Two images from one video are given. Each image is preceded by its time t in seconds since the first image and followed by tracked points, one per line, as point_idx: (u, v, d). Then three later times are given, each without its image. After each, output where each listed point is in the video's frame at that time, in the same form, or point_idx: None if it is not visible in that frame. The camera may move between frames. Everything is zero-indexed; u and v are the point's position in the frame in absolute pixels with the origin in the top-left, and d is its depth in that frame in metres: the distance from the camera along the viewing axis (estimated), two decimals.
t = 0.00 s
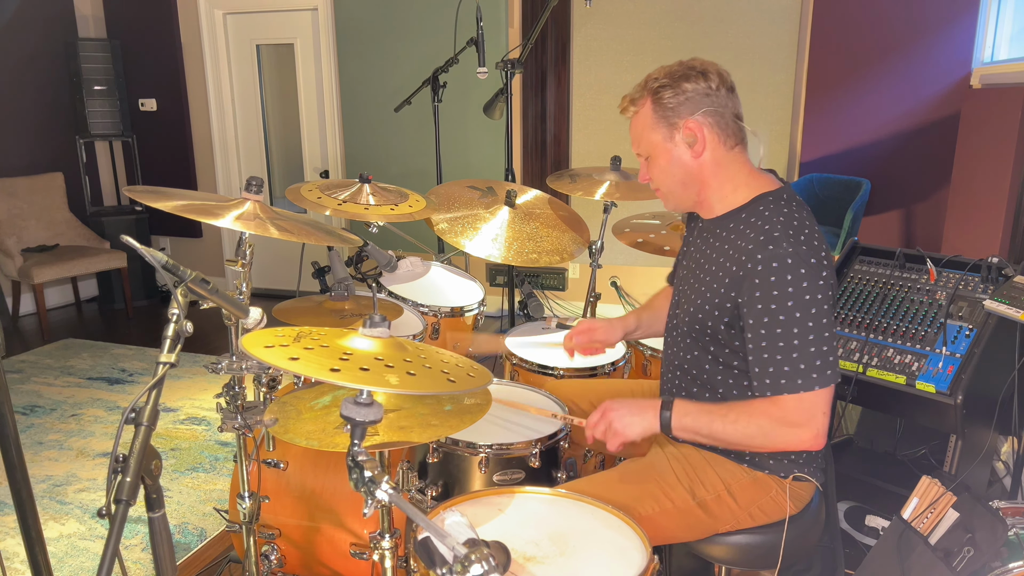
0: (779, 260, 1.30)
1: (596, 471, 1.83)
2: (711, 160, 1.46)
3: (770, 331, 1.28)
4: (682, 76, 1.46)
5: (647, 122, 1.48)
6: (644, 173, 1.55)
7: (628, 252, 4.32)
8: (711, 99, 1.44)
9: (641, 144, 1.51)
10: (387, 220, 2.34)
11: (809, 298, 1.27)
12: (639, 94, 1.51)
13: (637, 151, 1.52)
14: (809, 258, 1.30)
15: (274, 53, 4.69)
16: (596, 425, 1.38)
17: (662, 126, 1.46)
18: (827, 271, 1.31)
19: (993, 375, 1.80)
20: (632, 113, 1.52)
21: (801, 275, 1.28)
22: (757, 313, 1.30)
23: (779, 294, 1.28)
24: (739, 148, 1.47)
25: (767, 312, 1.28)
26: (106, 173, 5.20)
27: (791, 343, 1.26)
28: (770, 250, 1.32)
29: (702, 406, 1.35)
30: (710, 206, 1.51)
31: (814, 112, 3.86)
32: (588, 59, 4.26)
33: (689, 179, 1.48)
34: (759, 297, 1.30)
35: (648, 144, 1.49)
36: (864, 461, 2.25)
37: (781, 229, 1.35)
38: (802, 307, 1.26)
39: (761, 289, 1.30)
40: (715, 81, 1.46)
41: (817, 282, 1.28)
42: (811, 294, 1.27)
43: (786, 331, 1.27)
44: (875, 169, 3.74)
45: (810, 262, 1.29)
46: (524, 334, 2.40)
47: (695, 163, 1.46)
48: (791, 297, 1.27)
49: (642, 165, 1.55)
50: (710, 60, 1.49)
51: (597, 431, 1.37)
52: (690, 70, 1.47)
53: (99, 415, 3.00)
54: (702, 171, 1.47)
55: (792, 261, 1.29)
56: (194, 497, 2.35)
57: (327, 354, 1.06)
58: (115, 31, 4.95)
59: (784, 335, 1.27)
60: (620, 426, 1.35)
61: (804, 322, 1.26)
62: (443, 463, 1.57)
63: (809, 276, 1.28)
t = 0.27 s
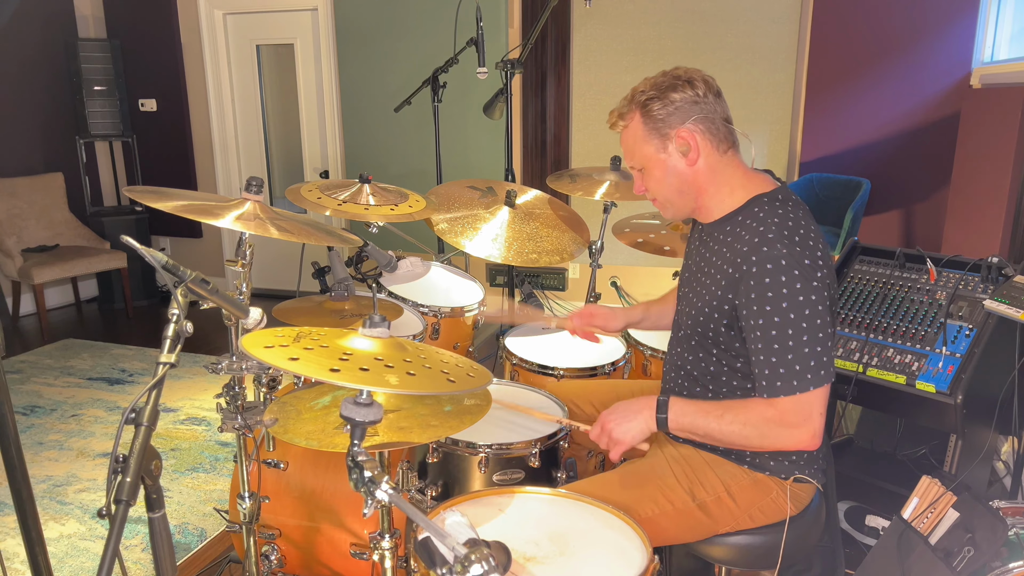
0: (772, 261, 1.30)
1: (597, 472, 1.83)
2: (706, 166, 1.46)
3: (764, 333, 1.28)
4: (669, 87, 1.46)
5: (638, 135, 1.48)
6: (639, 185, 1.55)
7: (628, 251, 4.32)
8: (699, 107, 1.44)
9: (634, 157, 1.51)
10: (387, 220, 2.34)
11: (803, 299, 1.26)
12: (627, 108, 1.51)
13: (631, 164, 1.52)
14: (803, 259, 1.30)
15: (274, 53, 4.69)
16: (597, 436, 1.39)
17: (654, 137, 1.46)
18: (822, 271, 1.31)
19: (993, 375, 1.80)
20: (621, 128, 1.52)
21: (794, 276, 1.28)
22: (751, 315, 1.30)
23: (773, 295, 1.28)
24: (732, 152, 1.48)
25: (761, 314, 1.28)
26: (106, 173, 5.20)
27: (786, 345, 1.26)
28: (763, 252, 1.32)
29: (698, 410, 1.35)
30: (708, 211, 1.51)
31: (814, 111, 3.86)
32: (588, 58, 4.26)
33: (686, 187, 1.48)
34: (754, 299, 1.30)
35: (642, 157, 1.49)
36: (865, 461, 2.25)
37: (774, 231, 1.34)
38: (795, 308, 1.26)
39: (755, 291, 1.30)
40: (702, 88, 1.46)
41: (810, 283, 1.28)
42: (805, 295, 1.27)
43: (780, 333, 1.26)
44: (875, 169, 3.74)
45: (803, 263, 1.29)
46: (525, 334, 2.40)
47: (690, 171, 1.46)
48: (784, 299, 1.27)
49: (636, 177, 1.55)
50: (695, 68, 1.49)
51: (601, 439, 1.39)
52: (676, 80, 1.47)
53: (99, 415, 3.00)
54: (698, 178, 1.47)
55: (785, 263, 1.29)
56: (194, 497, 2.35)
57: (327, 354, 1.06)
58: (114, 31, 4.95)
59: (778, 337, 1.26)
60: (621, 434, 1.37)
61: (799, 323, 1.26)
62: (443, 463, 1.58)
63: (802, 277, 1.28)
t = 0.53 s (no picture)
0: (778, 248, 1.30)
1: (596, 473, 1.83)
2: (716, 155, 1.46)
3: (767, 319, 1.28)
4: (684, 72, 1.46)
5: (651, 119, 1.47)
6: (646, 171, 1.54)
7: (628, 251, 4.32)
8: (713, 94, 1.44)
9: (644, 142, 1.50)
10: (387, 220, 2.33)
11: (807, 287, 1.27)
12: (641, 92, 1.51)
13: (640, 149, 1.51)
14: (808, 248, 1.31)
15: (274, 54, 4.69)
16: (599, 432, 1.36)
17: (666, 121, 1.45)
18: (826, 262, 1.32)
19: (992, 375, 1.80)
20: (634, 112, 1.51)
21: (799, 263, 1.28)
22: (754, 301, 1.30)
23: (777, 281, 1.28)
24: (742, 143, 1.48)
25: (765, 299, 1.29)
26: (106, 173, 5.20)
27: (788, 331, 1.26)
28: (768, 238, 1.32)
29: (695, 396, 1.34)
30: (714, 202, 1.50)
31: (814, 112, 3.86)
32: (588, 59, 4.26)
33: (694, 174, 1.48)
34: (757, 285, 1.30)
35: (652, 141, 1.48)
36: (865, 462, 2.25)
37: (780, 219, 1.35)
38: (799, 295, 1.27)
39: (759, 277, 1.30)
40: (718, 77, 1.47)
41: (815, 271, 1.28)
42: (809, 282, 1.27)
43: (783, 319, 1.27)
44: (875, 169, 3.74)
45: (809, 251, 1.30)
46: (524, 334, 2.40)
47: (700, 157, 1.46)
48: (789, 285, 1.27)
49: (644, 163, 1.54)
50: (710, 57, 1.50)
51: (597, 433, 1.35)
52: (691, 66, 1.47)
53: (99, 415, 3.00)
54: (707, 166, 1.47)
55: (790, 250, 1.29)
56: (194, 497, 2.35)
57: (327, 354, 1.06)
58: (114, 31, 4.95)
59: (781, 323, 1.27)
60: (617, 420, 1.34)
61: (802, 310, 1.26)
62: (443, 463, 1.58)
63: (807, 265, 1.28)
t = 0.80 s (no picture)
0: (767, 255, 1.30)
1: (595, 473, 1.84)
2: (712, 153, 1.46)
3: (756, 326, 1.28)
4: (688, 67, 1.46)
5: (650, 111, 1.47)
6: (639, 163, 1.53)
7: (628, 251, 4.32)
8: (715, 92, 1.44)
9: (642, 133, 1.50)
10: (387, 220, 2.33)
11: (796, 294, 1.27)
12: (643, 83, 1.50)
13: (637, 139, 1.51)
14: (799, 254, 1.31)
15: (274, 53, 4.69)
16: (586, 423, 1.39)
17: (666, 114, 1.45)
18: (816, 267, 1.31)
19: (993, 375, 1.80)
20: (634, 102, 1.51)
21: (788, 270, 1.28)
22: (743, 308, 1.30)
23: (766, 289, 1.28)
24: (738, 144, 1.48)
25: (753, 306, 1.29)
26: (106, 172, 5.20)
27: (777, 339, 1.26)
28: (758, 245, 1.32)
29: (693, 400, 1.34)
30: (706, 200, 1.50)
31: (814, 112, 3.86)
32: (589, 59, 4.26)
33: (688, 171, 1.48)
34: (746, 292, 1.30)
35: (649, 133, 1.48)
36: (865, 462, 2.25)
37: (772, 224, 1.35)
38: (788, 302, 1.26)
39: (749, 284, 1.30)
40: (722, 74, 1.47)
41: (804, 278, 1.28)
42: (799, 290, 1.27)
43: (772, 327, 1.27)
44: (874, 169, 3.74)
45: (799, 258, 1.30)
46: (524, 334, 2.40)
47: (696, 154, 1.46)
48: (777, 292, 1.27)
49: (638, 155, 1.54)
50: (714, 55, 1.50)
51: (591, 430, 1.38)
52: (696, 62, 1.47)
53: (99, 415, 3.00)
54: (703, 164, 1.46)
55: (780, 257, 1.29)
56: (194, 497, 2.35)
57: (326, 354, 1.06)
58: (114, 30, 4.95)
59: (770, 331, 1.27)
60: (613, 429, 1.37)
61: (791, 317, 1.26)
62: (442, 463, 1.57)
63: (796, 272, 1.28)
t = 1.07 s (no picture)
0: (775, 254, 1.30)
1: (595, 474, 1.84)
2: (715, 157, 1.46)
3: (765, 326, 1.28)
4: (688, 71, 1.46)
5: (652, 115, 1.47)
6: (640, 168, 1.53)
7: (628, 251, 4.32)
8: (716, 96, 1.45)
9: (642, 138, 1.49)
10: (387, 220, 2.33)
11: (805, 293, 1.27)
12: (643, 88, 1.50)
13: (638, 145, 1.50)
14: (805, 253, 1.31)
15: (273, 53, 4.69)
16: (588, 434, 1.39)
17: (668, 119, 1.45)
18: (822, 266, 1.32)
19: (993, 375, 1.80)
20: (634, 108, 1.50)
21: (796, 269, 1.28)
22: (751, 308, 1.30)
23: (774, 288, 1.28)
24: (739, 148, 1.49)
25: (762, 306, 1.28)
26: (106, 172, 5.20)
27: (787, 338, 1.26)
28: (765, 245, 1.32)
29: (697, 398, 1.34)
30: (709, 203, 1.51)
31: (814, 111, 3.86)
32: (589, 59, 4.26)
33: (691, 175, 1.48)
34: (755, 292, 1.30)
35: (651, 139, 1.48)
36: (865, 462, 2.25)
37: (777, 224, 1.35)
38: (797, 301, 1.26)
39: (756, 284, 1.30)
40: (721, 79, 1.48)
41: (812, 276, 1.28)
42: (807, 289, 1.27)
43: (781, 326, 1.27)
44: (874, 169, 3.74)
45: (805, 257, 1.30)
46: (524, 334, 2.40)
47: (698, 158, 1.46)
48: (786, 292, 1.27)
49: (639, 160, 1.53)
50: (713, 60, 1.51)
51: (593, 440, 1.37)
52: (695, 66, 1.48)
53: (99, 415, 3.00)
54: (705, 168, 1.47)
55: (787, 256, 1.29)
56: (194, 496, 2.35)
57: (325, 354, 1.06)
58: (114, 30, 4.95)
59: (779, 330, 1.27)
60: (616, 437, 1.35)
61: (800, 316, 1.26)
62: (442, 463, 1.58)
63: (804, 271, 1.28)
